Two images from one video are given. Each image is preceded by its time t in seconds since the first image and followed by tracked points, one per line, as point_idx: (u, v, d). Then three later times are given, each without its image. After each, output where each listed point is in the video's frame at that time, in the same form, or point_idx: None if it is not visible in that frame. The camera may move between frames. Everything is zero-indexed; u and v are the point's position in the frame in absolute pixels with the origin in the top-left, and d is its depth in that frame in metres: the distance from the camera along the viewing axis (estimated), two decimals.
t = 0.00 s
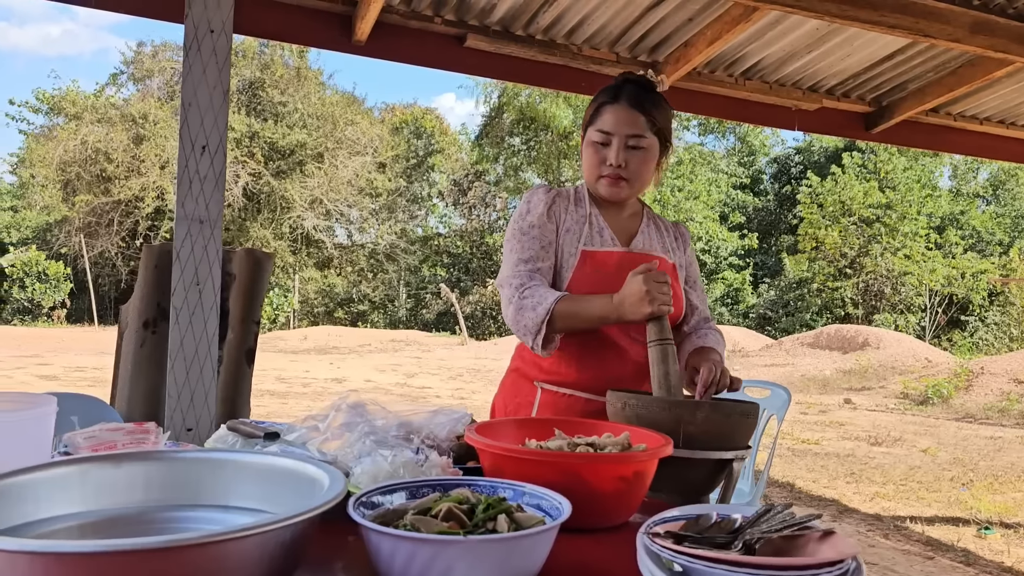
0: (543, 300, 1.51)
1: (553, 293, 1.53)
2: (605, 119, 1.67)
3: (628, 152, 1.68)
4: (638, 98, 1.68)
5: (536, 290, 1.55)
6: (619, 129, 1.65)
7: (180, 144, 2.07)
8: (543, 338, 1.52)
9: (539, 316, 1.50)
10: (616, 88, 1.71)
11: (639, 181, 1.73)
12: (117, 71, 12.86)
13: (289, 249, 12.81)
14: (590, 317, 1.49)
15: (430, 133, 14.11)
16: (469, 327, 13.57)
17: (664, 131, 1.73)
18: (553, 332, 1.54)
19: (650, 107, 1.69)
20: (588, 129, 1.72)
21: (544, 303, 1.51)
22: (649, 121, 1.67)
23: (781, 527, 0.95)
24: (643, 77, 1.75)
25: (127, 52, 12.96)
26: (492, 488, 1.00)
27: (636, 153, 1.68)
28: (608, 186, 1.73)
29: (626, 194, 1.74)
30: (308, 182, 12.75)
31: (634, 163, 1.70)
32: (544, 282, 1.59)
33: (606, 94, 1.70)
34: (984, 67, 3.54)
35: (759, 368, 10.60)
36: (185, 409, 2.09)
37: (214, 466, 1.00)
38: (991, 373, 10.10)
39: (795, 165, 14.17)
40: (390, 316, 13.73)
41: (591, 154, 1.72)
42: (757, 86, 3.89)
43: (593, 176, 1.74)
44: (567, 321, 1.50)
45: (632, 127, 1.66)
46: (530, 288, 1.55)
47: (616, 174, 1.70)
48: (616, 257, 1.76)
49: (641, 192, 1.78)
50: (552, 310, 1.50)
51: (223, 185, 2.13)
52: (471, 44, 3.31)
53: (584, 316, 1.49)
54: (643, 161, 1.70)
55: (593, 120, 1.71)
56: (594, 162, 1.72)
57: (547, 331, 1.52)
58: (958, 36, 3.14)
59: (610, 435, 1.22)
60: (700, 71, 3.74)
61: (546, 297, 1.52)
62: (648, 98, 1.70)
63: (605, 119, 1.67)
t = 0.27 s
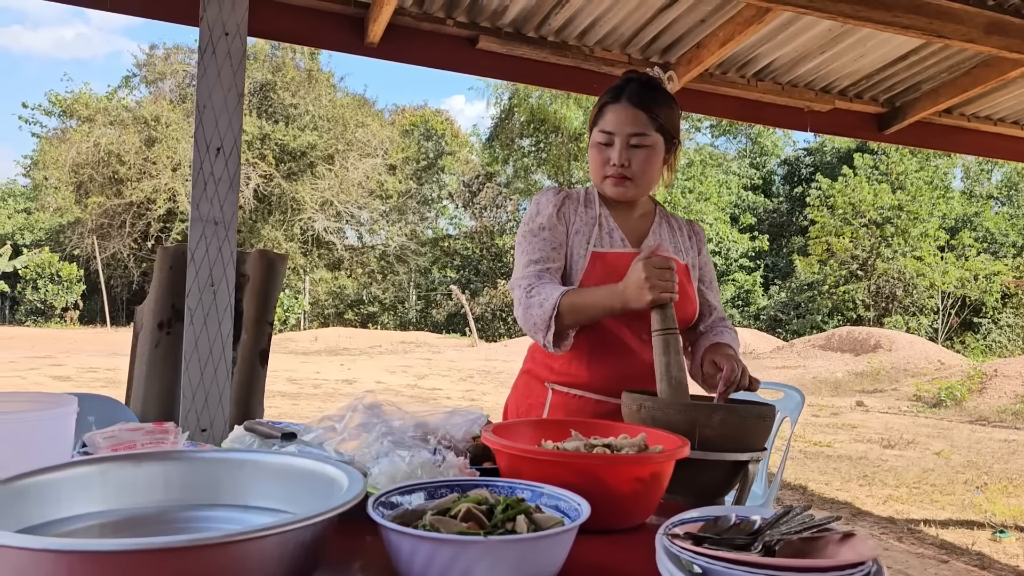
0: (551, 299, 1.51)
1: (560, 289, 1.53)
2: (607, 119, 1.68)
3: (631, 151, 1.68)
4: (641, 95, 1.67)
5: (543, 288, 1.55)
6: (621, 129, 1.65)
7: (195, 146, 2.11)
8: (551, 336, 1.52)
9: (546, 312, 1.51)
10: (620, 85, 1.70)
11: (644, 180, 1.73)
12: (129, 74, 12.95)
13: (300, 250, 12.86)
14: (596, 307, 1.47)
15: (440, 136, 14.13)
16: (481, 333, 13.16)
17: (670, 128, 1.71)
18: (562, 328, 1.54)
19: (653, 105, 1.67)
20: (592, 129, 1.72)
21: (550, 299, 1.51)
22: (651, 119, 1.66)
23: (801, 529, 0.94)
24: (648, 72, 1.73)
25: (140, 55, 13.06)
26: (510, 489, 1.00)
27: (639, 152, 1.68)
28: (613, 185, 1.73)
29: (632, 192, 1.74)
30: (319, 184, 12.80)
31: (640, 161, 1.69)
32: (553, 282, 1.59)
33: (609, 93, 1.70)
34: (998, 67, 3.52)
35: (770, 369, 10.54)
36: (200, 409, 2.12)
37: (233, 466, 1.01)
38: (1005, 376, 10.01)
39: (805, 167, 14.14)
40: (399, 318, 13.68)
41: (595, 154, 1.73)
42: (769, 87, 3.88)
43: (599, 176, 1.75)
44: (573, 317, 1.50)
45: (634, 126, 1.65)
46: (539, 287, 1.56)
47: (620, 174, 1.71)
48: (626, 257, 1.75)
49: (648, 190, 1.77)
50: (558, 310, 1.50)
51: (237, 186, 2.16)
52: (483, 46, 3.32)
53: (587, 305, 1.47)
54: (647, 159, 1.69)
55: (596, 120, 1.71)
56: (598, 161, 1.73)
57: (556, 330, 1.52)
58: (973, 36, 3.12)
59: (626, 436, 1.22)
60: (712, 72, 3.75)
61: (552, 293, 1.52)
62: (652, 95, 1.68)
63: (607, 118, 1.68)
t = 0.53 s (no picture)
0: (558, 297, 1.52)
1: (565, 288, 1.53)
2: (609, 118, 1.69)
3: (632, 149, 1.68)
4: (641, 93, 1.68)
5: (550, 287, 1.55)
6: (621, 126, 1.66)
7: (207, 145, 2.16)
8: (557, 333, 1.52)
9: (552, 312, 1.52)
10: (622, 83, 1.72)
11: (647, 178, 1.72)
12: (138, 75, 13.04)
13: (309, 251, 12.90)
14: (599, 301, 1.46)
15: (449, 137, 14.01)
16: (487, 331, 13.52)
17: (672, 125, 1.71)
18: (569, 327, 1.55)
19: (654, 102, 1.68)
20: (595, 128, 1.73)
21: (556, 299, 1.52)
22: (652, 116, 1.66)
23: (818, 529, 0.94)
24: (650, 71, 1.74)
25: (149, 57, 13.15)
26: (525, 487, 1.00)
27: (640, 150, 1.68)
28: (616, 184, 1.73)
29: (636, 191, 1.73)
30: (326, 185, 12.88)
31: (642, 160, 1.69)
32: (560, 280, 1.59)
33: (611, 91, 1.72)
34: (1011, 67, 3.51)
35: (778, 370, 10.51)
36: (211, 408, 2.17)
37: (247, 464, 1.01)
38: (1015, 378, 9.93)
39: (813, 168, 14.13)
40: (406, 319, 13.54)
41: (599, 153, 1.74)
42: (778, 88, 3.89)
43: (602, 175, 1.75)
44: (577, 314, 1.50)
45: (635, 123, 1.65)
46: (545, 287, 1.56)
47: (621, 172, 1.70)
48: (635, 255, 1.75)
49: (652, 189, 1.76)
50: (564, 309, 1.51)
51: (248, 186, 2.21)
52: (492, 47, 3.33)
53: (591, 303, 1.47)
54: (649, 157, 1.68)
55: (599, 118, 1.73)
56: (601, 161, 1.74)
57: (562, 328, 1.52)
58: (984, 36, 3.11)
59: (638, 436, 1.21)
60: (721, 72, 3.76)
61: (558, 292, 1.52)
62: (653, 92, 1.69)
63: (609, 116, 1.69)
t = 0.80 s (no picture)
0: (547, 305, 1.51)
1: (559, 297, 1.50)
2: (601, 117, 1.70)
3: (624, 149, 1.68)
4: (633, 92, 1.68)
5: (546, 294, 1.53)
6: (612, 126, 1.67)
7: (215, 145, 2.22)
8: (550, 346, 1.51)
9: (542, 322, 1.50)
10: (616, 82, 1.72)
11: (640, 178, 1.72)
12: (145, 75, 13.06)
13: (314, 251, 12.91)
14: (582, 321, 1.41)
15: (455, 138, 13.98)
16: (492, 331, 13.51)
17: (666, 124, 1.71)
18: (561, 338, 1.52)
19: (646, 101, 1.68)
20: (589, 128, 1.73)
21: (548, 308, 1.50)
22: (644, 115, 1.66)
23: (828, 527, 0.93)
24: (645, 68, 1.74)
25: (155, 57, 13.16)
26: (535, 485, 1.01)
27: (633, 149, 1.68)
28: (609, 184, 1.73)
29: (630, 190, 1.73)
30: (332, 185, 12.88)
31: (636, 159, 1.69)
32: (554, 285, 1.57)
33: (605, 91, 1.72)
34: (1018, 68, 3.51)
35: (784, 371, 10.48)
36: (218, 407, 2.22)
37: (257, 461, 1.01)
38: None
39: (820, 168, 14.11)
40: (412, 319, 13.64)
41: (592, 152, 1.75)
42: (785, 88, 3.89)
43: (596, 175, 1.75)
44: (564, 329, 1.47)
45: (626, 123, 1.66)
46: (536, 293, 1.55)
47: (613, 172, 1.71)
48: (626, 255, 1.76)
49: (646, 188, 1.76)
50: (553, 321, 1.49)
51: (255, 185, 2.27)
52: (499, 47, 3.34)
53: (576, 324, 1.43)
54: (641, 156, 1.69)
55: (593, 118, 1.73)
56: (594, 160, 1.75)
57: (553, 338, 1.51)
58: (993, 36, 3.10)
59: (648, 435, 1.21)
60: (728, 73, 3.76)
61: (551, 301, 1.50)
62: (646, 91, 1.69)
63: (601, 115, 1.69)
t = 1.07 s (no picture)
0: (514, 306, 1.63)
1: (517, 302, 1.66)
2: (578, 117, 1.75)
3: (601, 148, 1.74)
4: (608, 91, 1.73)
5: (506, 299, 1.69)
6: (588, 126, 1.72)
7: (222, 144, 2.25)
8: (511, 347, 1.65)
9: (503, 324, 1.66)
10: (591, 81, 1.78)
11: (616, 175, 1.79)
12: (148, 75, 13.10)
13: (317, 251, 12.92)
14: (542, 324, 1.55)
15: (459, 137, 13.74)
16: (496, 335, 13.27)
17: (643, 123, 1.77)
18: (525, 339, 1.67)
19: (622, 101, 1.73)
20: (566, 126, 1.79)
21: (508, 311, 1.65)
22: (620, 114, 1.71)
23: (840, 527, 0.93)
24: (621, 67, 1.79)
25: (159, 57, 13.22)
26: (544, 485, 1.00)
27: (608, 148, 1.74)
28: (587, 182, 1.80)
29: (607, 187, 1.80)
30: (335, 185, 12.93)
31: (612, 157, 1.75)
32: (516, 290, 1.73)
33: (581, 90, 1.78)
34: None
35: (788, 372, 10.47)
36: (224, 406, 2.26)
37: (266, 460, 1.00)
38: None
39: (825, 168, 14.06)
40: (415, 319, 13.59)
41: (569, 151, 1.81)
42: (791, 87, 3.94)
43: (574, 173, 1.82)
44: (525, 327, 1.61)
45: (602, 122, 1.71)
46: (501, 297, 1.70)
47: (590, 171, 1.77)
48: (599, 252, 1.85)
49: (623, 184, 1.83)
50: (514, 322, 1.64)
51: (261, 184, 2.29)
52: (504, 46, 3.35)
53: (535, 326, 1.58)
54: (617, 155, 1.75)
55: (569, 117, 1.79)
56: (571, 158, 1.81)
57: (515, 338, 1.65)
58: (1000, 35, 3.11)
59: (657, 435, 1.21)
60: (734, 72, 3.82)
61: (510, 306, 1.66)
62: (621, 90, 1.74)
63: (577, 116, 1.75)
